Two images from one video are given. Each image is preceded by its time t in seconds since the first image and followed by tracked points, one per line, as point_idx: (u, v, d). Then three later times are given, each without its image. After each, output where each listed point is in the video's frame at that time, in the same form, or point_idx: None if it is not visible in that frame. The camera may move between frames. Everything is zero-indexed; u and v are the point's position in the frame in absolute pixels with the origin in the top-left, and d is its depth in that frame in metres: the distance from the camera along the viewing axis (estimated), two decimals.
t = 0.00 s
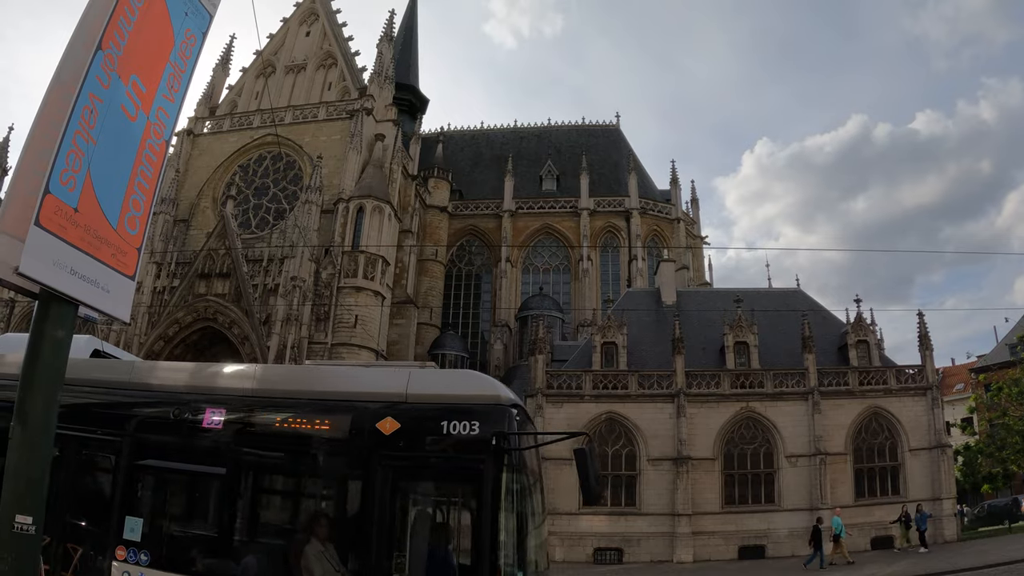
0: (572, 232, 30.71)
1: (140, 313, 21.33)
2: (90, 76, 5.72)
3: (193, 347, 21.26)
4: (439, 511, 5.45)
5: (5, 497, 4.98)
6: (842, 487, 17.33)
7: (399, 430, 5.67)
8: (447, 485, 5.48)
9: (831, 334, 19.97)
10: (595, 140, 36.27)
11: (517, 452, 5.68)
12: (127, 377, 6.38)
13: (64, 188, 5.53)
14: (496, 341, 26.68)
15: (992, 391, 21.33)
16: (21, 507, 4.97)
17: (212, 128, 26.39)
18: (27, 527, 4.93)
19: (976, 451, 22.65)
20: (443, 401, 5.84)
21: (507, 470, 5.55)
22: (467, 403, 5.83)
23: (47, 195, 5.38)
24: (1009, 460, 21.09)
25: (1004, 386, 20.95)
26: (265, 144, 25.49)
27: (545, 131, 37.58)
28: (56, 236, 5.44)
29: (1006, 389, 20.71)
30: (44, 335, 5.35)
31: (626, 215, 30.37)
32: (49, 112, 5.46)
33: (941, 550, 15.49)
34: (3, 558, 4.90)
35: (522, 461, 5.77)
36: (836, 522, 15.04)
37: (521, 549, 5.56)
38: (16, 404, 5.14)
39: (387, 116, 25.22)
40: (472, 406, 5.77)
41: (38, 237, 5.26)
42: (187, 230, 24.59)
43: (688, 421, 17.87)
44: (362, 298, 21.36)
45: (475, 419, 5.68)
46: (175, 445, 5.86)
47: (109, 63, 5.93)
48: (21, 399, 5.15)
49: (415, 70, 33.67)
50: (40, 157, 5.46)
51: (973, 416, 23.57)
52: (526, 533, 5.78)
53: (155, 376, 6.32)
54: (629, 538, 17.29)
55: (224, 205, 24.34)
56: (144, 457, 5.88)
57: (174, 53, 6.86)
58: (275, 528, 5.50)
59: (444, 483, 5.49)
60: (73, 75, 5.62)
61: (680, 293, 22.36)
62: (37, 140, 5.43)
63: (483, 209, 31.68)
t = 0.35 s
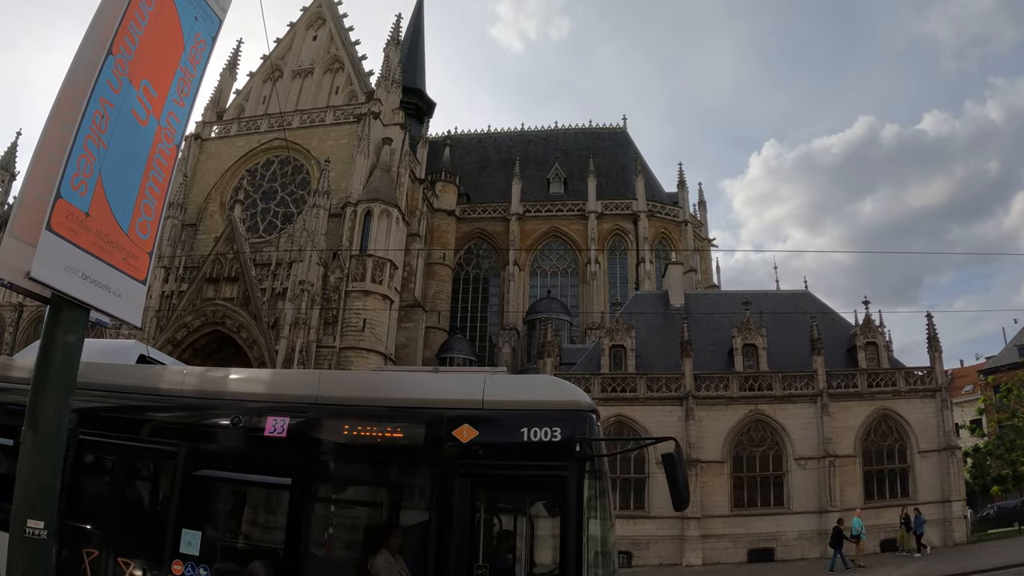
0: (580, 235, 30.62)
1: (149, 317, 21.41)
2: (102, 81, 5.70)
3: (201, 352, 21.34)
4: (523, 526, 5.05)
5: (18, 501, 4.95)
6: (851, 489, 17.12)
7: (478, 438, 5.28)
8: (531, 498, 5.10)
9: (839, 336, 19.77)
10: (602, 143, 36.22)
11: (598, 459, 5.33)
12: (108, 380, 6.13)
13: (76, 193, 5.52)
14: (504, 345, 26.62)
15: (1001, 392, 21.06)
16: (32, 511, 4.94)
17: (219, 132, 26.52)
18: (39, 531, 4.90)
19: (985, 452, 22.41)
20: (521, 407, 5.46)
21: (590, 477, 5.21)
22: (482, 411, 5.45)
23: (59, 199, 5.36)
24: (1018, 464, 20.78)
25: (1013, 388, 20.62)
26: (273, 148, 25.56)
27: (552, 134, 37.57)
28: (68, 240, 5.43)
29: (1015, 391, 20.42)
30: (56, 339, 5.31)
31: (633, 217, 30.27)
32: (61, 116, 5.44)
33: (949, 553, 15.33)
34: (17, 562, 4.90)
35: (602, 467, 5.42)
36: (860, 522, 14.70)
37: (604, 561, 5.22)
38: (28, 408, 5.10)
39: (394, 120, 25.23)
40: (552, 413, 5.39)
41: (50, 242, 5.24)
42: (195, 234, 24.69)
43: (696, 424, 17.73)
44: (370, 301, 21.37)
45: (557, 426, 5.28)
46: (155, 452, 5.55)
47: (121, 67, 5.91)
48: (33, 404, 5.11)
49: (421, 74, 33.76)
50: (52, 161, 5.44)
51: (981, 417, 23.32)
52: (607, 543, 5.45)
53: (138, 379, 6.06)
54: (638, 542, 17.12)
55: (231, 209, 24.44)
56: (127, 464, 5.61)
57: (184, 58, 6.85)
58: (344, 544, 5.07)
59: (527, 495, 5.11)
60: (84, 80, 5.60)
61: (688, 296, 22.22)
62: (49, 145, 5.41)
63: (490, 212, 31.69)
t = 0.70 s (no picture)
0: (585, 238, 30.56)
1: (155, 321, 21.48)
2: (109, 84, 5.69)
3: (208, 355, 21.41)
4: (608, 531, 4.85)
5: (26, 503, 4.94)
6: (859, 490, 17.02)
7: (559, 440, 5.10)
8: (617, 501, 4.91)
9: (846, 338, 19.62)
10: (607, 145, 36.16)
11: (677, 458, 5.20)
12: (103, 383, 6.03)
13: (83, 196, 5.53)
14: (510, 347, 26.57)
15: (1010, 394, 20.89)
16: (40, 514, 4.93)
17: (225, 136, 26.64)
18: (48, 534, 4.89)
19: (993, 453, 22.22)
20: (600, 408, 5.29)
21: (670, 476, 5.08)
22: (491, 413, 5.30)
23: (66, 203, 5.37)
24: None
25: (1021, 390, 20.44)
26: (278, 152, 25.66)
27: (557, 137, 37.54)
28: (75, 243, 5.43)
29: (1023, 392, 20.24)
30: (64, 343, 5.33)
31: (639, 220, 30.19)
32: (67, 120, 5.44)
33: (959, 555, 15.16)
34: (26, 566, 4.87)
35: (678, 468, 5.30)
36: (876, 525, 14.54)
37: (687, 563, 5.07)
38: (36, 411, 5.10)
39: (400, 123, 25.28)
40: (631, 414, 5.22)
41: (57, 245, 5.24)
42: (201, 238, 24.76)
43: (702, 426, 17.64)
44: (376, 305, 21.39)
45: (639, 427, 5.14)
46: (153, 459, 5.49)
47: (128, 71, 5.91)
48: (41, 406, 5.11)
49: (426, 77, 33.84)
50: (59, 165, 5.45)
51: (990, 419, 23.12)
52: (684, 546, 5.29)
53: (133, 383, 5.94)
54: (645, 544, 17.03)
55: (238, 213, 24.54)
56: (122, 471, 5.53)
57: (191, 61, 6.85)
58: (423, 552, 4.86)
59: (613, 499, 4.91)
60: (91, 83, 5.59)
61: (695, 298, 22.12)
62: (55, 148, 5.41)
63: (496, 215, 31.69)
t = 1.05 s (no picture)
0: (590, 239, 30.53)
1: (161, 324, 21.58)
2: (113, 87, 5.70)
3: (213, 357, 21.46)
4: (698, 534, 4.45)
5: (32, 506, 4.93)
6: (866, 492, 16.90)
7: (647, 439, 4.69)
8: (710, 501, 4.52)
9: (852, 339, 19.51)
10: (612, 147, 36.12)
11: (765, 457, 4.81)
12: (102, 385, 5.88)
13: (89, 199, 5.54)
14: (516, 349, 26.54)
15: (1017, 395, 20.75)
16: (46, 517, 4.92)
17: (230, 139, 26.74)
18: (54, 537, 4.90)
19: (999, 454, 22.10)
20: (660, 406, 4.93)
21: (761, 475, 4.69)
22: (501, 415, 4.96)
23: (72, 206, 5.37)
24: None
25: None
26: (283, 155, 25.74)
27: (562, 139, 37.52)
28: (81, 246, 5.44)
29: None
30: (70, 345, 5.35)
31: (644, 221, 30.13)
32: (73, 123, 5.45)
33: (967, 557, 15.04)
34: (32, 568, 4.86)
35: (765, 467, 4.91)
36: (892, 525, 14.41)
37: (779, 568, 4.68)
38: (42, 413, 5.09)
39: (404, 125, 25.33)
40: (678, 412, 4.88)
41: (63, 248, 5.25)
42: (206, 241, 24.82)
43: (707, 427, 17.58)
44: (381, 307, 21.44)
45: (687, 427, 4.76)
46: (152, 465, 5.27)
47: (133, 74, 5.92)
48: (47, 408, 5.10)
49: (431, 79, 33.88)
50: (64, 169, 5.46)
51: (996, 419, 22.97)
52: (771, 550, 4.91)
53: (134, 382, 5.78)
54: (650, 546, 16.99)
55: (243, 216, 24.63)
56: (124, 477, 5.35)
57: (197, 63, 6.86)
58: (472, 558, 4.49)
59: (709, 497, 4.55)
60: (96, 86, 5.60)
61: (700, 299, 22.05)
62: (61, 152, 5.42)
63: (501, 217, 31.69)
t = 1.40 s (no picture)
0: (595, 240, 30.49)
1: (166, 326, 21.66)
2: (120, 88, 5.69)
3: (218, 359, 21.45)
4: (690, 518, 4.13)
5: (39, 507, 4.90)
6: (873, 493, 16.63)
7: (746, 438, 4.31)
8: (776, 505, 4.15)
9: (858, 339, 19.38)
10: (616, 147, 36.06)
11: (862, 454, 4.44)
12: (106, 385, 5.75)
13: (96, 200, 5.52)
14: (521, 350, 26.52)
15: None
16: (53, 518, 4.89)
17: (235, 141, 26.80)
18: (61, 538, 4.88)
19: (1007, 455, 21.94)
20: (673, 405, 4.54)
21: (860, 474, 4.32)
22: (503, 416, 4.67)
23: (79, 206, 5.36)
24: None
25: None
26: (288, 156, 25.77)
27: (566, 140, 37.50)
28: (88, 247, 5.42)
29: None
30: (77, 346, 5.34)
31: (648, 222, 30.06)
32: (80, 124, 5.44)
33: (976, 558, 14.93)
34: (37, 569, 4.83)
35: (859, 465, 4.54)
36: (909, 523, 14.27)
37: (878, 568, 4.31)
38: (48, 413, 5.07)
39: (409, 126, 25.31)
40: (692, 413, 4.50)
41: (70, 249, 5.23)
42: (211, 243, 24.87)
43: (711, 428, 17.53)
44: (386, 308, 21.40)
45: (701, 427, 4.37)
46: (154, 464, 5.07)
47: (139, 74, 5.90)
48: (54, 408, 5.08)
49: (435, 81, 33.91)
50: (71, 169, 5.45)
51: (1003, 419, 22.80)
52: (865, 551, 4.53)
53: (134, 382, 5.64)
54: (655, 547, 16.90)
55: (248, 218, 24.69)
56: (124, 476, 5.16)
57: (203, 64, 6.86)
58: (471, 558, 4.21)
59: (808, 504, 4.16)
60: (102, 87, 5.59)
61: (705, 300, 21.96)
62: (68, 152, 5.41)
63: (506, 218, 31.67)
